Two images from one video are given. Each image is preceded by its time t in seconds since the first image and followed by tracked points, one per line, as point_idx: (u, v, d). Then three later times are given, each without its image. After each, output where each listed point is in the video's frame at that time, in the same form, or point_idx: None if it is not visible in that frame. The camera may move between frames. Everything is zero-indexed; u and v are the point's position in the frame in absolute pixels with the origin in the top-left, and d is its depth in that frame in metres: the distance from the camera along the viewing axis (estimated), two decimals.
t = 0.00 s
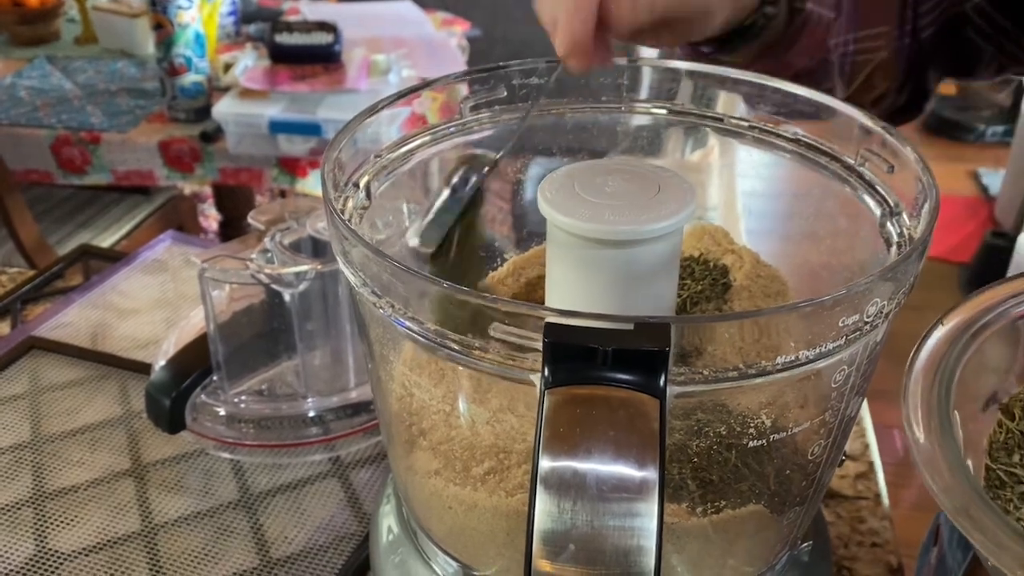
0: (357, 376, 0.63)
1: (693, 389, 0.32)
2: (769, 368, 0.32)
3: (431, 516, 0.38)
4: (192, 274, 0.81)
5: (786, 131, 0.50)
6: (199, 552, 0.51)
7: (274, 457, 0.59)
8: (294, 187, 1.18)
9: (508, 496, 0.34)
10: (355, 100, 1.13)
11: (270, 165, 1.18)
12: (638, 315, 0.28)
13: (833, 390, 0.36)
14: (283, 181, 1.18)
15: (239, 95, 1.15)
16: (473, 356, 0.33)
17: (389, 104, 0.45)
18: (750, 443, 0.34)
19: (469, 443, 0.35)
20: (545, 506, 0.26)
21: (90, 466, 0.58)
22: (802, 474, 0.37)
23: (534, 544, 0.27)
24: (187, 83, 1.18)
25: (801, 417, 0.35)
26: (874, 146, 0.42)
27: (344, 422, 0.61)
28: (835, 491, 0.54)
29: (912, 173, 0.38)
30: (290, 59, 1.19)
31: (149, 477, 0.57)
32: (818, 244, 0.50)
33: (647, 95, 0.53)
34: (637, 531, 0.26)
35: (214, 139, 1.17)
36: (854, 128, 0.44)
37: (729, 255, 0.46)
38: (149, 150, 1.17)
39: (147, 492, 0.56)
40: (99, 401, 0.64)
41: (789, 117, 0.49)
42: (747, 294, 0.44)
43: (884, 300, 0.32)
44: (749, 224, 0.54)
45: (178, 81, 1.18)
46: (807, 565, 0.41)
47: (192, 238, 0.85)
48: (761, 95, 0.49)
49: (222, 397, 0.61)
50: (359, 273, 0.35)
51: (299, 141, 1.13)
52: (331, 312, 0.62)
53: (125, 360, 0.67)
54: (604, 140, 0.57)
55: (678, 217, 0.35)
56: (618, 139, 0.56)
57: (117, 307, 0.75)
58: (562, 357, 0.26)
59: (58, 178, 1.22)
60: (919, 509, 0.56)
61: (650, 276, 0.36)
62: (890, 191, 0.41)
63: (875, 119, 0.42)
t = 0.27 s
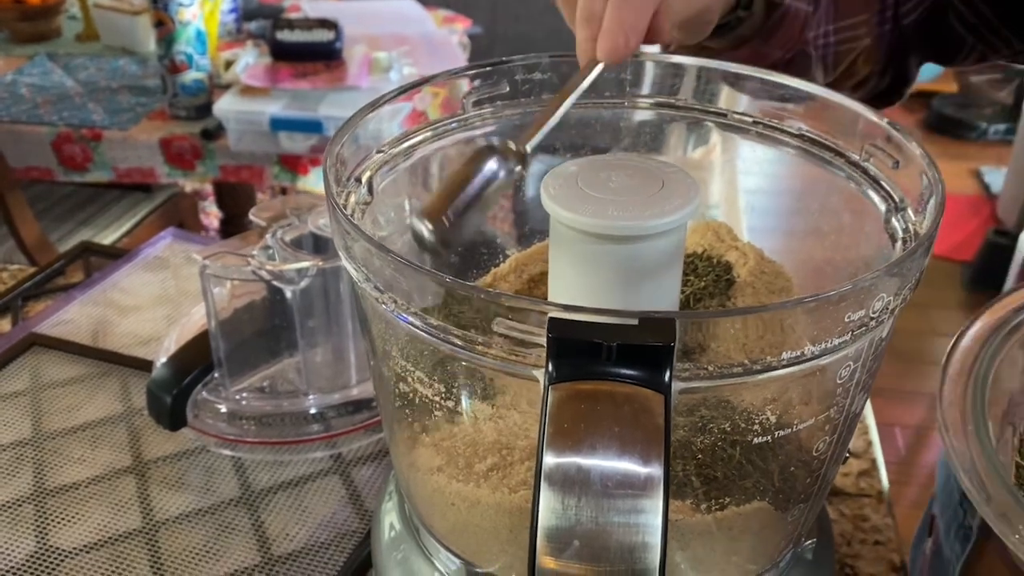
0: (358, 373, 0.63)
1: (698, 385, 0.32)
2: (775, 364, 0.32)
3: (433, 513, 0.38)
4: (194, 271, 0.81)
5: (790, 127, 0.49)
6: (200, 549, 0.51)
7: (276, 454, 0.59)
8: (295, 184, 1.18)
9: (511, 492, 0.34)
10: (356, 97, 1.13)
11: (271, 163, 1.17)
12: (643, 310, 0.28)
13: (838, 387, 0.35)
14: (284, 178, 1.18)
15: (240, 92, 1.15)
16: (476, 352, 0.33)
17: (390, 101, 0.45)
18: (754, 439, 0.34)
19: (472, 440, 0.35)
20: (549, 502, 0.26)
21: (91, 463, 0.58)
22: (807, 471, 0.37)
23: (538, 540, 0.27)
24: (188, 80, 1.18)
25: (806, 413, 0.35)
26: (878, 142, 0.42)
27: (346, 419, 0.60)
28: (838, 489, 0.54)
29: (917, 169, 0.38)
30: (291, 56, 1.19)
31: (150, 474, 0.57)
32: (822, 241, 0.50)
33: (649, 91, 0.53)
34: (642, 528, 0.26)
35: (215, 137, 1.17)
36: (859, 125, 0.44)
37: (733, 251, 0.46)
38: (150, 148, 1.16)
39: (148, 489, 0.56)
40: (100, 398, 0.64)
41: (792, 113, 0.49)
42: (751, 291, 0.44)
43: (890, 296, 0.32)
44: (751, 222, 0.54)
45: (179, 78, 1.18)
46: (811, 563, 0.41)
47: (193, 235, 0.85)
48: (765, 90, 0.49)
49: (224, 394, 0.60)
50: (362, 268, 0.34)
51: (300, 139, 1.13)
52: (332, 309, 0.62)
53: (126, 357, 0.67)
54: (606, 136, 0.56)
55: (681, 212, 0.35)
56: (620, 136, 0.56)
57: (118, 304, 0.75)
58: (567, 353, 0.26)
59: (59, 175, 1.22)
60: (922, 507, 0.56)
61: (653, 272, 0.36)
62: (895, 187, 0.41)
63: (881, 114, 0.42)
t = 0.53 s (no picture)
0: (359, 372, 0.63)
1: (700, 383, 0.32)
2: (777, 363, 0.32)
3: (435, 512, 0.38)
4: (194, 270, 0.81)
5: (792, 126, 0.49)
6: (201, 548, 0.51)
7: (277, 453, 0.59)
8: (296, 183, 1.18)
9: (512, 491, 0.34)
10: (357, 96, 1.13)
11: (272, 162, 1.17)
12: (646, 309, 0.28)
13: (841, 385, 0.35)
14: (285, 177, 1.18)
15: (241, 91, 1.15)
16: (478, 350, 0.33)
17: (390, 99, 0.44)
18: (757, 438, 0.34)
19: (474, 439, 0.35)
20: (551, 501, 0.26)
21: (92, 462, 0.58)
22: (808, 469, 0.37)
23: (540, 539, 0.27)
24: (190, 79, 1.18)
25: (808, 412, 0.35)
26: (881, 140, 0.42)
27: (347, 418, 0.60)
28: (840, 489, 0.54)
29: (920, 168, 0.38)
30: (292, 55, 1.19)
31: (152, 472, 0.57)
32: (824, 240, 0.50)
33: (650, 90, 0.53)
34: (644, 527, 0.26)
35: (217, 135, 1.17)
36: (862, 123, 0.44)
37: (734, 250, 0.46)
38: (151, 146, 1.16)
39: (149, 488, 0.56)
40: (101, 396, 0.64)
41: (794, 112, 0.48)
42: (753, 290, 0.44)
43: (893, 295, 0.32)
44: (752, 221, 0.53)
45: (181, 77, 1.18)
46: (812, 562, 0.41)
47: (194, 234, 0.85)
48: (767, 88, 0.49)
49: (225, 393, 0.60)
50: (363, 266, 0.34)
51: (301, 138, 1.13)
52: (333, 308, 0.62)
53: (127, 356, 0.67)
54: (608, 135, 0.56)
55: (683, 211, 0.35)
56: (622, 136, 0.56)
57: (119, 303, 0.75)
58: (569, 352, 0.26)
59: (59, 174, 1.22)
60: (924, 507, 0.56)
61: (655, 271, 0.36)
62: (897, 186, 0.41)
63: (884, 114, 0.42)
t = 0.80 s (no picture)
0: (360, 371, 0.63)
1: (701, 381, 0.32)
2: (778, 360, 0.32)
3: (435, 510, 0.38)
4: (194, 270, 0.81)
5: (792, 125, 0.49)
6: (201, 546, 0.51)
7: (277, 452, 0.59)
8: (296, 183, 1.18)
9: (513, 488, 0.34)
10: (358, 96, 1.13)
11: (273, 161, 1.17)
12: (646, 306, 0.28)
13: (841, 383, 0.35)
14: (285, 177, 1.18)
15: (241, 91, 1.15)
16: (479, 348, 0.33)
17: (391, 97, 0.44)
18: (757, 435, 0.34)
19: (474, 436, 0.35)
20: (553, 497, 0.26)
21: (93, 461, 0.58)
22: (809, 467, 0.37)
23: (542, 536, 0.27)
24: (190, 79, 1.17)
25: (808, 409, 0.35)
26: (881, 139, 0.42)
27: (347, 417, 0.60)
28: (840, 488, 0.54)
29: (919, 166, 0.38)
30: (292, 55, 1.19)
31: (152, 471, 0.57)
32: (823, 238, 0.51)
33: (650, 89, 0.53)
34: (645, 523, 0.26)
35: (217, 135, 1.17)
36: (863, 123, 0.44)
37: (734, 249, 0.46)
38: (151, 146, 1.16)
39: (149, 487, 0.56)
40: (102, 396, 0.64)
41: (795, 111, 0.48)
42: (753, 289, 0.44)
43: (893, 292, 0.32)
44: (752, 221, 0.54)
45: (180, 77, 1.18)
46: (813, 561, 0.41)
47: (194, 234, 0.85)
48: (767, 87, 0.49)
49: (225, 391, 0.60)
50: (364, 263, 0.35)
51: (301, 138, 1.13)
52: (333, 307, 0.62)
53: (126, 355, 0.67)
54: (608, 135, 0.56)
55: (684, 209, 0.35)
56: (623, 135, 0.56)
57: (119, 302, 0.75)
58: (569, 349, 0.27)
59: (59, 174, 1.22)
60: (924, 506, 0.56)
61: (656, 268, 0.36)
62: (897, 184, 0.41)
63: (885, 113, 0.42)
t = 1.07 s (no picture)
0: (361, 371, 0.63)
1: (703, 377, 0.32)
2: (779, 357, 0.32)
3: (438, 507, 0.38)
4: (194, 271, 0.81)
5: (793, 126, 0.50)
6: (204, 546, 0.52)
7: (279, 452, 0.59)
8: (296, 185, 1.18)
9: (516, 485, 0.35)
10: (357, 98, 1.13)
11: (272, 163, 1.18)
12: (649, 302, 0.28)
13: (841, 379, 0.36)
14: (285, 179, 1.18)
15: (240, 93, 1.15)
16: (483, 345, 0.33)
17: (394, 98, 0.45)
18: (759, 432, 0.35)
19: (477, 434, 0.36)
20: (557, 492, 0.27)
21: (95, 461, 0.58)
22: (809, 464, 0.37)
23: (547, 530, 0.27)
24: (189, 82, 1.18)
25: (808, 405, 0.36)
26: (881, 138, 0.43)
27: (349, 417, 0.61)
28: (839, 486, 0.54)
29: (919, 166, 0.38)
30: (291, 57, 1.19)
31: (154, 472, 0.57)
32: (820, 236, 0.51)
33: (650, 89, 0.53)
34: (649, 517, 0.27)
35: (217, 137, 1.17)
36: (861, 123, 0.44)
37: (735, 248, 0.46)
38: (150, 148, 1.17)
39: (151, 487, 0.56)
40: (103, 396, 0.64)
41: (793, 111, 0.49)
42: (754, 287, 0.44)
43: (892, 290, 0.32)
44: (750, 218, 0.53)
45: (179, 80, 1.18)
46: (813, 557, 0.41)
47: (194, 235, 0.85)
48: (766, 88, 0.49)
49: (227, 392, 0.61)
50: (368, 262, 0.35)
51: (301, 139, 1.13)
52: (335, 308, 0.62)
53: (127, 356, 0.67)
54: (607, 136, 0.57)
55: (686, 207, 0.35)
56: (622, 136, 0.56)
57: (120, 304, 0.75)
58: (574, 345, 0.27)
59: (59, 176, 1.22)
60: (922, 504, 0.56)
61: (658, 267, 0.36)
62: (896, 183, 0.42)
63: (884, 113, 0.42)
